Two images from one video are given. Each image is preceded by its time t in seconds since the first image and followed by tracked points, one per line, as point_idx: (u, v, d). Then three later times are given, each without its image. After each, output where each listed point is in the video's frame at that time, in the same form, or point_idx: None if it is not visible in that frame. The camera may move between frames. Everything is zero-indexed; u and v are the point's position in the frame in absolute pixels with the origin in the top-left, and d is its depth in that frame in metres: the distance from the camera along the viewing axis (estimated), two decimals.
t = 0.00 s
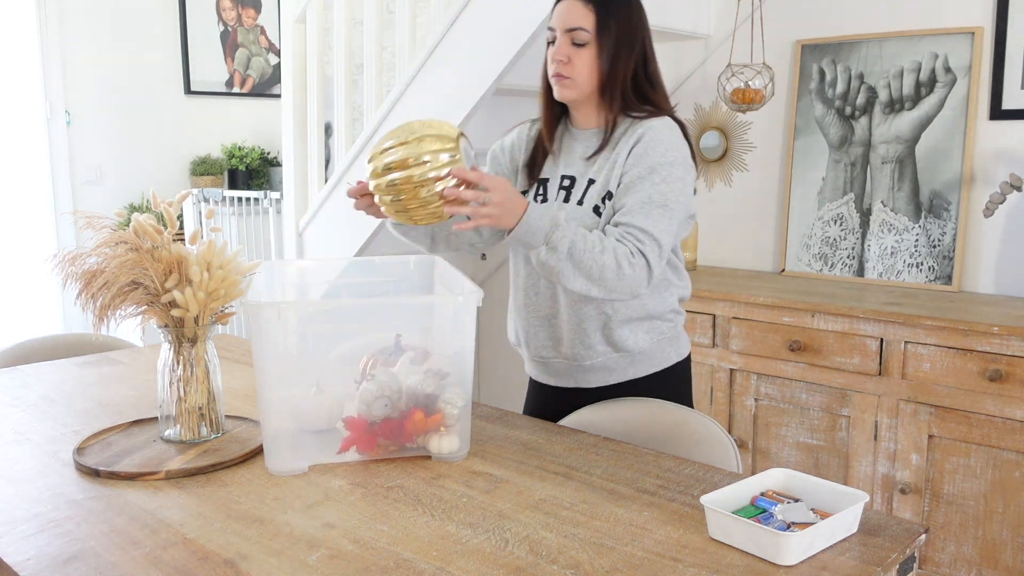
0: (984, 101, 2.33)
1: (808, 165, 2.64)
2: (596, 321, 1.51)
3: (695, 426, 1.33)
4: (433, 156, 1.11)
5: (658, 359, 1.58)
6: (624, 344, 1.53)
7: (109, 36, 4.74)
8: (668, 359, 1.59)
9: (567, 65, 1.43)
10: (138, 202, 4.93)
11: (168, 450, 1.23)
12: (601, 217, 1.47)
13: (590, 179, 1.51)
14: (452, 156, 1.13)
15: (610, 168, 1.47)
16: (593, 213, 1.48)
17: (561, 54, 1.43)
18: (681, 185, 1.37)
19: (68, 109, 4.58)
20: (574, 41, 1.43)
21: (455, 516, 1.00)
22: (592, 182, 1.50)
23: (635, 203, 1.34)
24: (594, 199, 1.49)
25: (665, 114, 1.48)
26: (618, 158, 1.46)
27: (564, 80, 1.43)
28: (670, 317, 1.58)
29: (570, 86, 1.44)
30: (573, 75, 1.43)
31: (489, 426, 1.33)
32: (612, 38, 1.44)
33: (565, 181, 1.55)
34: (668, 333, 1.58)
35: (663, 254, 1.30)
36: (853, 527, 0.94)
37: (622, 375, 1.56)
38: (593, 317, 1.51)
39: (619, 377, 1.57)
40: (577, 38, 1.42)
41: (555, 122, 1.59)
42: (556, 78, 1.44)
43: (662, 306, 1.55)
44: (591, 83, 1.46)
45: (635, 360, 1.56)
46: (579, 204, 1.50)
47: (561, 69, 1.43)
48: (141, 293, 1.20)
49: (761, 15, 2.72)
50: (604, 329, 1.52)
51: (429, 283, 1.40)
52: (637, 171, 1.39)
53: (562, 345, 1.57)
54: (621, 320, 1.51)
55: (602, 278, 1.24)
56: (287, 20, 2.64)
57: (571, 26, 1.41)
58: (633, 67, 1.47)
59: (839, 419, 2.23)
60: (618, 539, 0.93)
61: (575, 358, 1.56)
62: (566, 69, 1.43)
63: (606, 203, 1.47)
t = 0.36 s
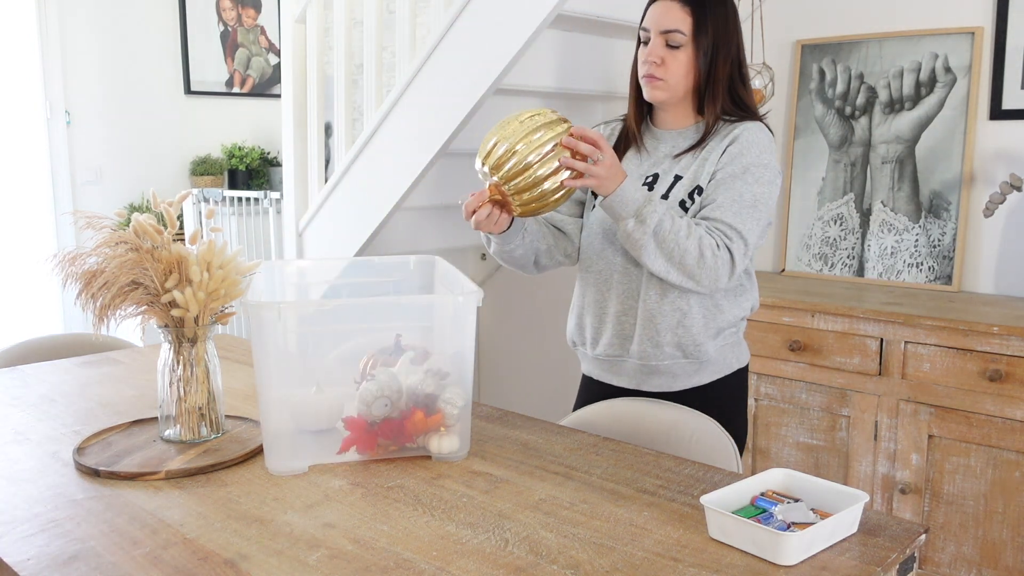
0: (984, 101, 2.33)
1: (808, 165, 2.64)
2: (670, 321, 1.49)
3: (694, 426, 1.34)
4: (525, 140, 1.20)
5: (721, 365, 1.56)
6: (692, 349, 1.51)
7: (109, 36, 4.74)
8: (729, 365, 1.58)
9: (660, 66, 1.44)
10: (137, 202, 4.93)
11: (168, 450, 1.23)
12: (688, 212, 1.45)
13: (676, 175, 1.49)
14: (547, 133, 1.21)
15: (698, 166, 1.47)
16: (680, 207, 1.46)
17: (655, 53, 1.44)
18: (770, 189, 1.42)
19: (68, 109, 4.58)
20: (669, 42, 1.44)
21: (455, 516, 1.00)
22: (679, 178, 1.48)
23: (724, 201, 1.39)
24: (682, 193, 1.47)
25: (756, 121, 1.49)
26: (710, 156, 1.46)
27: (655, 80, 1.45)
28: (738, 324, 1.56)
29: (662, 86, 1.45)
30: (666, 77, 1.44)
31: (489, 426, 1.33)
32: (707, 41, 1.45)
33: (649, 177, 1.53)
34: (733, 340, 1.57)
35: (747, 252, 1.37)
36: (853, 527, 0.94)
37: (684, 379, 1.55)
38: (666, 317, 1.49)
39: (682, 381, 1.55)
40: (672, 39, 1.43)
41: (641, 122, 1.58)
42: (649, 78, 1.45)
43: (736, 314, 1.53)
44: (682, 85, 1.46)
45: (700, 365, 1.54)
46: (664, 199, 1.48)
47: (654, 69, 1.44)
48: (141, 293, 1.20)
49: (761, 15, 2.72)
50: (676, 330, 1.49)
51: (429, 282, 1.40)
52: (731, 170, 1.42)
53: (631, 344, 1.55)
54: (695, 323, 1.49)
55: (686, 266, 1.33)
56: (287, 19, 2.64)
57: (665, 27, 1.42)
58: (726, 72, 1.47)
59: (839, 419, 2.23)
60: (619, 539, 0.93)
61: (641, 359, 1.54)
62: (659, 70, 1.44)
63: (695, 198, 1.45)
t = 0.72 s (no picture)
0: (984, 100, 2.33)
1: (808, 166, 2.63)
2: (666, 321, 1.49)
3: (694, 426, 1.33)
4: (522, 154, 1.19)
5: (718, 367, 1.56)
6: (689, 351, 1.50)
7: (109, 36, 4.74)
8: (727, 367, 1.57)
9: (660, 66, 1.44)
10: (138, 202, 4.94)
11: (168, 450, 1.23)
12: (687, 213, 1.46)
13: (675, 175, 1.49)
14: (542, 148, 1.20)
15: (698, 167, 1.47)
16: (678, 208, 1.47)
17: (655, 54, 1.44)
18: (769, 190, 1.41)
19: (68, 109, 4.58)
20: (669, 43, 1.44)
21: (455, 516, 0.99)
22: (677, 179, 1.49)
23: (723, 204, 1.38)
24: (680, 194, 1.47)
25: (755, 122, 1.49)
26: (709, 158, 1.46)
27: (654, 81, 1.45)
28: (736, 327, 1.55)
29: (662, 87, 1.45)
30: (666, 77, 1.45)
31: (489, 426, 1.33)
32: (707, 41, 1.45)
33: (647, 177, 1.54)
34: (730, 343, 1.56)
35: (745, 254, 1.37)
36: (853, 527, 0.94)
37: (680, 380, 1.54)
38: (662, 317, 1.49)
39: (678, 383, 1.55)
40: (671, 40, 1.43)
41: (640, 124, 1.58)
42: (648, 78, 1.46)
43: (734, 316, 1.52)
44: (682, 85, 1.47)
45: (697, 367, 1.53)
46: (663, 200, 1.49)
47: (654, 70, 1.45)
48: (141, 292, 1.20)
49: (761, 15, 2.72)
50: (672, 331, 1.49)
51: (429, 283, 1.40)
52: (731, 171, 1.42)
53: (627, 344, 1.56)
54: (691, 323, 1.49)
55: (684, 271, 1.32)
56: (287, 19, 2.64)
57: (665, 27, 1.43)
58: (726, 73, 1.47)
59: (839, 419, 2.23)
60: (619, 539, 0.93)
61: (637, 360, 1.54)
62: (659, 70, 1.45)
63: (694, 199, 1.46)
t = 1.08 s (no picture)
0: (984, 101, 2.33)
1: (808, 166, 2.63)
2: (655, 324, 1.50)
3: (694, 426, 1.34)
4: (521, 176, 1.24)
5: (708, 369, 1.56)
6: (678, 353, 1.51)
7: (109, 36, 4.74)
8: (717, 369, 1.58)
9: (646, 67, 1.44)
10: (138, 202, 4.94)
11: (168, 450, 1.23)
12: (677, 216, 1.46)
13: (665, 176, 1.50)
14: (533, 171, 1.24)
15: (688, 168, 1.47)
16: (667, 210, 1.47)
17: (641, 55, 1.44)
18: (761, 194, 1.42)
19: (68, 109, 4.58)
20: (654, 44, 1.44)
21: (455, 516, 1.00)
22: (667, 179, 1.49)
23: (721, 209, 1.38)
24: (670, 195, 1.47)
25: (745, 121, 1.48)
26: (701, 159, 1.45)
27: (641, 82, 1.45)
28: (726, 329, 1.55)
29: (649, 88, 1.45)
30: (652, 78, 1.45)
31: (489, 426, 1.33)
32: (693, 41, 1.45)
33: (636, 178, 1.54)
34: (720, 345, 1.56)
35: (746, 261, 1.38)
36: (853, 527, 0.94)
37: (670, 382, 1.55)
38: (652, 320, 1.50)
39: (668, 385, 1.55)
40: (657, 41, 1.43)
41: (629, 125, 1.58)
42: (635, 80, 1.46)
43: (726, 317, 1.52)
44: (668, 86, 1.47)
45: (687, 369, 1.54)
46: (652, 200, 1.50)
47: (641, 71, 1.44)
48: (140, 292, 1.20)
49: (761, 15, 2.72)
50: (662, 334, 1.50)
51: (429, 283, 1.40)
52: (725, 174, 1.41)
53: (617, 345, 1.56)
54: (680, 326, 1.49)
55: (692, 281, 1.32)
56: (287, 19, 2.64)
57: (650, 28, 1.43)
58: (714, 72, 1.47)
59: (839, 419, 2.23)
60: (619, 539, 0.93)
61: (627, 361, 1.55)
62: (645, 71, 1.45)
63: (684, 201, 1.45)
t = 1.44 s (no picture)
0: (984, 101, 2.33)
1: (808, 166, 2.63)
2: (654, 328, 1.50)
3: (694, 426, 1.34)
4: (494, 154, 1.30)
5: (706, 370, 1.56)
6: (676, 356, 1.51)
7: (109, 36, 4.74)
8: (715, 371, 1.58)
9: (638, 68, 1.43)
10: (138, 202, 4.94)
11: (168, 450, 1.23)
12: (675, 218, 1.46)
13: (662, 179, 1.50)
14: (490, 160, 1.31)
15: (688, 170, 1.47)
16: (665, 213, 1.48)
17: (632, 57, 1.43)
18: (759, 198, 1.42)
19: (68, 109, 4.58)
20: (645, 44, 1.42)
21: (455, 516, 1.00)
22: (665, 183, 1.50)
23: (722, 216, 1.38)
24: (668, 198, 1.48)
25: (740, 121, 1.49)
26: (698, 161, 1.46)
27: (634, 84, 1.44)
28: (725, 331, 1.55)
29: (643, 90, 1.44)
30: (644, 79, 1.44)
31: (490, 427, 1.33)
32: (682, 40, 1.43)
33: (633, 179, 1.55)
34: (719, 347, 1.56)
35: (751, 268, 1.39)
36: (853, 527, 0.94)
37: (668, 384, 1.55)
38: (650, 324, 1.50)
39: (666, 387, 1.55)
40: (648, 42, 1.42)
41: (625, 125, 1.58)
42: (627, 82, 1.44)
43: (721, 320, 1.52)
44: (662, 86, 1.46)
45: (684, 370, 1.54)
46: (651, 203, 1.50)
47: (633, 73, 1.43)
48: (140, 292, 1.20)
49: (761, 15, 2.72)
50: (661, 338, 1.50)
51: (429, 283, 1.41)
52: (721, 177, 1.41)
53: (616, 347, 1.57)
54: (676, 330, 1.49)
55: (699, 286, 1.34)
56: (287, 19, 2.64)
57: (639, 30, 1.41)
58: (705, 70, 1.46)
59: (838, 419, 2.23)
60: (618, 539, 0.93)
61: (626, 363, 1.55)
62: (637, 73, 1.43)
63: (680, 205, 1.46)
